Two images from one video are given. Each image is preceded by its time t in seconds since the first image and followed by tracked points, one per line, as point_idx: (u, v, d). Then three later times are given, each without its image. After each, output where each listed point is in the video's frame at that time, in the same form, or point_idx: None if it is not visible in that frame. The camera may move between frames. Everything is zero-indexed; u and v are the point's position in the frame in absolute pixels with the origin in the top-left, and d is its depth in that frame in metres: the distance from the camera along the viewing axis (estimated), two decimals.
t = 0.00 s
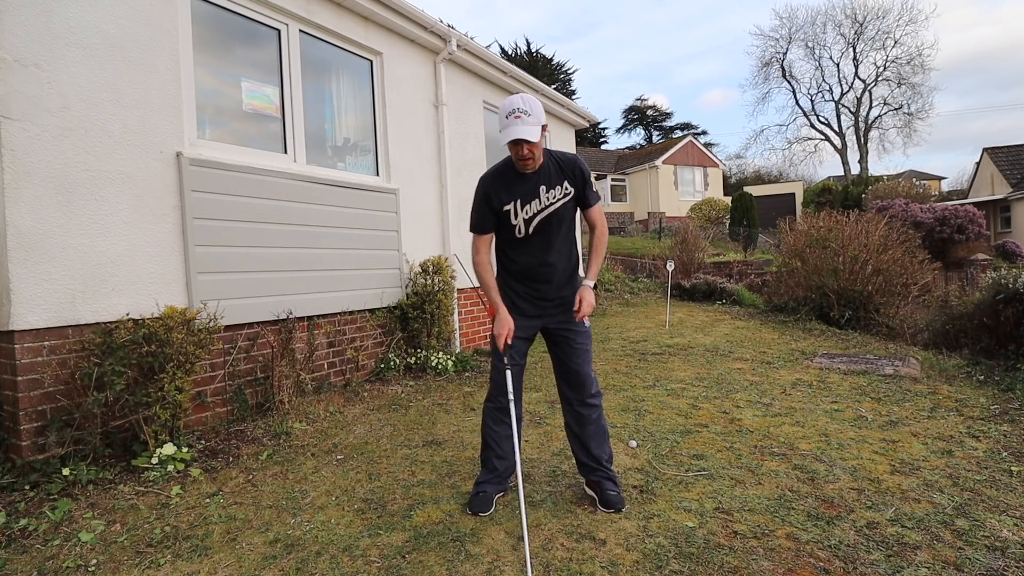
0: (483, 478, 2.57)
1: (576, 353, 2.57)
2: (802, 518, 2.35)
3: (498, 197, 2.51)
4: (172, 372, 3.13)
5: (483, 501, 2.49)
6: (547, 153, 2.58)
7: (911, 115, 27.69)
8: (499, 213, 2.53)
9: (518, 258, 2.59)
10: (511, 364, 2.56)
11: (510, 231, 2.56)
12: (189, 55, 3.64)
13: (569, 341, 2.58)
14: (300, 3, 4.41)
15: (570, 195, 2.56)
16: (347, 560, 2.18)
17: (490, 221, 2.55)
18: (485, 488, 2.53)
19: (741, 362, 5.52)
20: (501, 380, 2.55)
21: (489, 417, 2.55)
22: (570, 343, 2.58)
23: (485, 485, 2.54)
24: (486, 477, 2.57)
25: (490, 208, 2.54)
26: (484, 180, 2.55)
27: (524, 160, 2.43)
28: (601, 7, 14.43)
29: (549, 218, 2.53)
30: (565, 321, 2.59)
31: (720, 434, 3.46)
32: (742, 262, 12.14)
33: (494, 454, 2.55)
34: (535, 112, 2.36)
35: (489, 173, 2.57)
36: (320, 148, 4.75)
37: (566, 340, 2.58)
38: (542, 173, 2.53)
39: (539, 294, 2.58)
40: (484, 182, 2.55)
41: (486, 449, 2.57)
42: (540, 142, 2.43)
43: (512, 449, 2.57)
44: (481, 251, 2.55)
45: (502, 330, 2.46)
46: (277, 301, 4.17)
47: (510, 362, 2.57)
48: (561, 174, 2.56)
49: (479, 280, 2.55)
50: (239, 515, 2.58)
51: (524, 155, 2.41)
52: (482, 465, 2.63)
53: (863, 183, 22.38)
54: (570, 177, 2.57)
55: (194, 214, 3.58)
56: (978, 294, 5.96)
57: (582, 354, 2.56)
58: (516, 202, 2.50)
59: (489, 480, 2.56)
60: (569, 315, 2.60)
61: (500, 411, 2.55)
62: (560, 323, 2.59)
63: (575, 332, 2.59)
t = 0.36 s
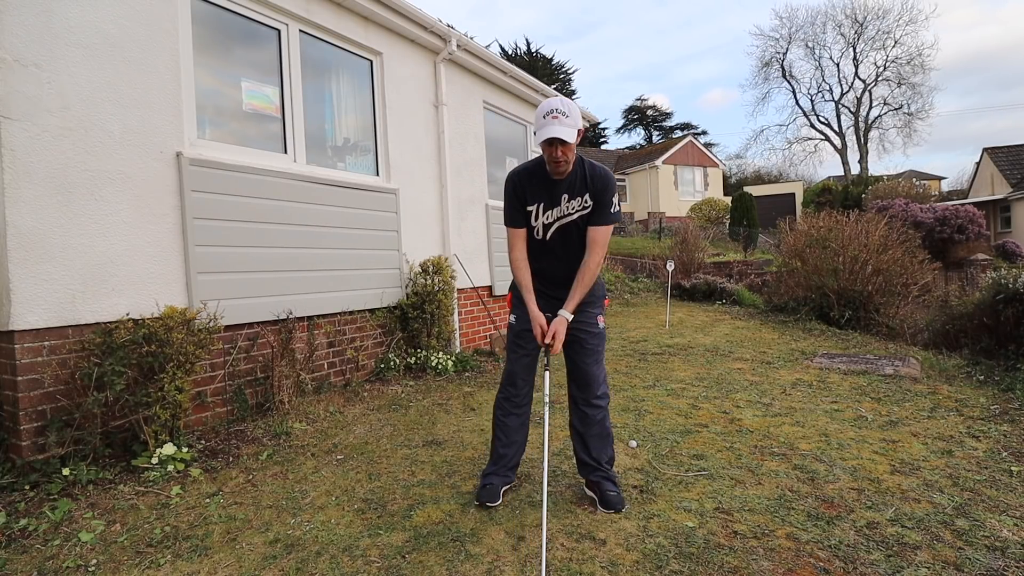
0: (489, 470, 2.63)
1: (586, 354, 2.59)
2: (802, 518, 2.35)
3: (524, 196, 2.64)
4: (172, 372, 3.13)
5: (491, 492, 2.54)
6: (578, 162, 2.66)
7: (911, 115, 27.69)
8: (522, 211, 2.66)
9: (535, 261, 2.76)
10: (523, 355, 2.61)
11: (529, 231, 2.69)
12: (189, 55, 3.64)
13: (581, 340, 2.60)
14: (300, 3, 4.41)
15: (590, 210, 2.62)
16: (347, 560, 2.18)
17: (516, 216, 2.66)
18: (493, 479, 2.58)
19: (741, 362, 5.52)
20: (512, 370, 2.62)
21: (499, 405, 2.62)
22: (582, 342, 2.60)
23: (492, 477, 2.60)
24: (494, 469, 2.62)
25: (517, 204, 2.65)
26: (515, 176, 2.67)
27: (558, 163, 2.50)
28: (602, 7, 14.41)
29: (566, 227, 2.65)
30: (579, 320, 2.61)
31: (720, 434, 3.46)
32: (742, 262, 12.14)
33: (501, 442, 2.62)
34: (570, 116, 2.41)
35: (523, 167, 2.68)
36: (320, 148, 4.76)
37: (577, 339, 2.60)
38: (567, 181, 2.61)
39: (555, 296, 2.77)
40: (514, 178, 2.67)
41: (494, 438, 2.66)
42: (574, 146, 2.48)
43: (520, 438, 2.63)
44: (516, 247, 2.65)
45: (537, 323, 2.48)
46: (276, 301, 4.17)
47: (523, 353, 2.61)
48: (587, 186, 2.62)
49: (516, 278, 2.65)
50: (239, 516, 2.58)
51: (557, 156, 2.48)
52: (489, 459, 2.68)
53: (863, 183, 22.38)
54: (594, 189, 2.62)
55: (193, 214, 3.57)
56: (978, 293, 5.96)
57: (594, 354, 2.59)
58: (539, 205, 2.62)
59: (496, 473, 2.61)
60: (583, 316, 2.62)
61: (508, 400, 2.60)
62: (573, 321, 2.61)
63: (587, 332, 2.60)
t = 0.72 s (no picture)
0: (490, 473, 2.64)
1: (575, 352, 2.58)
2: (802, 518, 2.35)
3: (498, 202, 2.65)
4: (172, 372, 3.13)
5: (493, 495, 2.54)
6: (551, 165, 2.67)
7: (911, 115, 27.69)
8: (498, 217, 2.66)
9: (514, 266, 2.76)
10: (513, 358, 2.61)
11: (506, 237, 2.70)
12: (189, 55, 3.64)
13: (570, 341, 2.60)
14: (300, 3, 4.41)
15: (564, 211, 2.62)
16: (347, 560, 2.18)
17: (490, 224, 2.67)
18: (493, 482, 2.59)
19: (741, 362, 5.52)
20: (504, 374, 2.62)
21: (493, 411, 2.63)
22: (571, 342, 2.60)
23: (493, 479, 2.60)
24: (494, 472, 2.63)
25: (492, 210, 2.67)
26: (488, 184, 2.68)
27: (533, 156, 2.50)
28: (602, 7, 14.41)
29: (542, 231, 2.65)
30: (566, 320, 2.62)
31: (720, 434, 3.46)
32: (742, 262, 12.14)
33: (498, 447, 2.63)
34: (547, 110, 2.52)
35: (496, 174, 2.70)
36: (320, 148, 4.76)
37: (569, 340, 2.60)
38: (540, 185, 2.62)
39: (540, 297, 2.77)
40: (488, 186, 2.68)
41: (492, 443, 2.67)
42: (548, 141, 2.54)
43: (517, 443, 2.63)
44: (494, 252, 2.66)
45: (525, 324, 2.48)
46: (277, 301, 4.17)
47: (512, 356, 2.61)
48: (560, 189, 2.63)
49: (497, 283, 2.64)
50: (239, 515, 2.58)
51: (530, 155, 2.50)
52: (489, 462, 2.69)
53: (863, 183, 22.38)
54: (567, 191, 2.62)
55: (194, 214, 3.58)
56: (978, 293, 5.96)
57: (583, 353, 2.58)
58: (513, 211, 2.63)
59: (497, 475, 2.62)
60: (570, 316, 2.63)
61: (502, 405, 2.61)
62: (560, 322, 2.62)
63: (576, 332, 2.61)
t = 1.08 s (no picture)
0: (492, 473, 2.63)
1: (590, 353, 2.59)
2: (802, 518, 2.35)
3: (514, 200, 2.66)
4: (172, 372, 3.13)
5: (493, 495, 2.54)
6: (568, 167, 2.67)
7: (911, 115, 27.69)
8: (512, 215, 2.67)
9: (526, 265, 2.76)
10: (525, 358, 2.60)
11: (518, 236, 2.70)
12: (189, 55, 3.64)
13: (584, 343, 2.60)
14: (300, 3, 4.41)
15: (577, 214, 2.62)
16: (347, 560, 2.18)
17: (504, 221, 2.68)
18: (495, 481, 2.59)
19: (741, 362, 5.52)
20: (514, 374, 2.60)
21: (500, 409, 2.62)
22: (584, 343, 2.60)
23: (494, 479, 2.60)
24: (496, 471, 2.62)
25: (506, 208, 2.67)
26: (505, 180, 2.69)
27: (548, 156, 2.50)
28: (602, 7, 14.40)
29: (555, 232, 2.67)
30: (581, 320, 2.62)
31: (720, 434, 3.46)
32: (742, 262, 12.14)
33: (501, 446, 2.62)
34: (563, 110, 2.51)
35: (514, 171, 2.71)
36: (320, 148, 4.76)
37: (583, 340, 2.60)
38: (556, 186, 2.63)
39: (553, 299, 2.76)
40: (505, 183, 2.69)
41: (496, 442, 2.66)
42: (563, 140, 2.52)
43: (522, 442, 2.62)
44: (506, 252, 2.68)
45: (533, 324, 2.48)
46: (276, 301, 4.17)
47: (524, 356, 2.60)
48: (576, 192, 2.63)
49: (505, 281, 2.65)
50: (239, 515, 2.58)
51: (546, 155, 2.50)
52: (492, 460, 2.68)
53: (863, 183, 22.38)
54: (582, 195, 2.63)
55: (194, 214, 3.58)
56: (978, 293, 5.96)
57: (596, 353, 2.58)
58: (528, 210, 2.64)
59: (498, 475, 2.61)
60: (584, 317, 2.63)
61: (509, 403, 2.60)
62: (574, 322, 2.62)
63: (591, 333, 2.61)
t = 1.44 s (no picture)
0: (512, 471, 2.65)
1: (598, 353, 2.59)
2: (802, 518, 2.35)
3: (522, 199, 2.68)
4: (172, 372, 3.13)
5: (516, 491, 2.55)
6: (571, 161, 2.67)
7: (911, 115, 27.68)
8: (522, 214, 2.69)
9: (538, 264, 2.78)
10: (535, 357, 2.60)
11: (530, 233, 2.71)
12: (189, 55, 3.64)
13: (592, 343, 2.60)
14: (300, 3, 4.41)
15: (587, 205, 2.62)
16: (347, 560, 2.18)
17: (514, 221, 2.69)
18: (518, 478, 2.61)
19: (741, 362, 5.52)
20: (525, 373, 2.61)
21: (515, 409, 2.61)
22: (592, 343, 2.60)
23: (516, 477, 2.61)
24: (517, 469, 2.64)
25: (515, 208, 2.69)
26: (510, 182, 2.71)
27: (553, 152, 2.50)
28: (602, 7, 14.41)
29: (567, 225, 2.64)
30: (589, 318, 2.62)
31: (720, 434, 3.46)
32: (742, 262, 12.14)
33: (522, 446, 2.63)
34: (566, 107, 2.52)
35: (518, 171, 2.72)
36: (320, 148, 4.76)
37: (590, 339, 2.60)
38: (562, 180, 2.62)
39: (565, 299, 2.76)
40: (510, 184, 2.71)
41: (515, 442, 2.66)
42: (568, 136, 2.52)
43: (539, 442, 2.62)
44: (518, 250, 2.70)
45: (547, 312, 2.50)
46: (276, 301, 4.17)
47: (534, 355, 2.61)
48: (583, 183, 2.62)
49: (520, 276, 2.67)
50: (239, 515, 2.58)
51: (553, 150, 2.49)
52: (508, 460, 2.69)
53: (863, 183, 22.38)
54: (589, 185, 2.62)
55: (194, 214, 3.58)
56: (978, 293, 5.96)
57: (603, 354, 2.59)
58: (536, 207, 2.64)
59: (519, 473, 2.63)
60: (593, 316, 2.62)
61: (524, 403, 2.59)
62: (583, 320, 2.62)
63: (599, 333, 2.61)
